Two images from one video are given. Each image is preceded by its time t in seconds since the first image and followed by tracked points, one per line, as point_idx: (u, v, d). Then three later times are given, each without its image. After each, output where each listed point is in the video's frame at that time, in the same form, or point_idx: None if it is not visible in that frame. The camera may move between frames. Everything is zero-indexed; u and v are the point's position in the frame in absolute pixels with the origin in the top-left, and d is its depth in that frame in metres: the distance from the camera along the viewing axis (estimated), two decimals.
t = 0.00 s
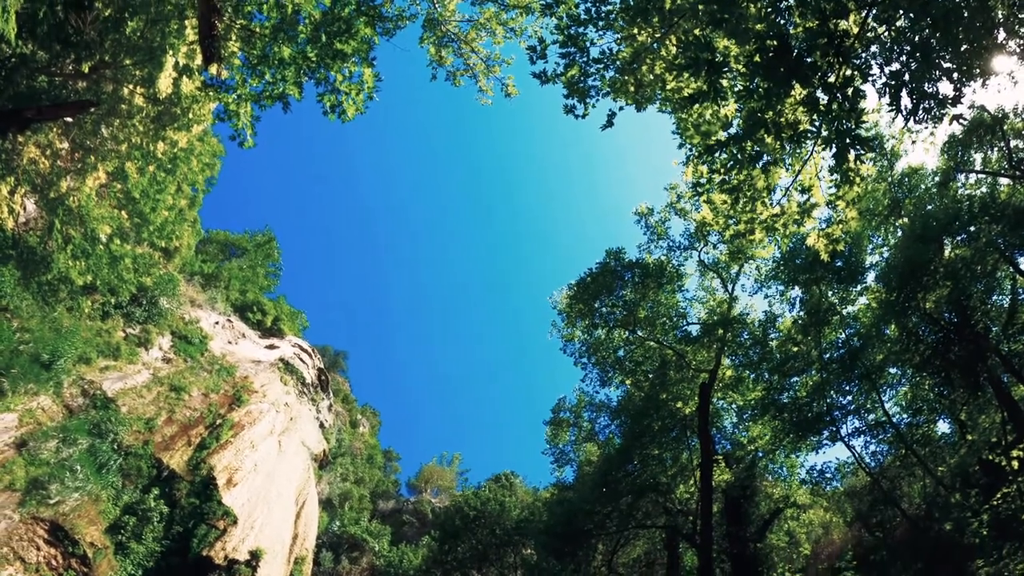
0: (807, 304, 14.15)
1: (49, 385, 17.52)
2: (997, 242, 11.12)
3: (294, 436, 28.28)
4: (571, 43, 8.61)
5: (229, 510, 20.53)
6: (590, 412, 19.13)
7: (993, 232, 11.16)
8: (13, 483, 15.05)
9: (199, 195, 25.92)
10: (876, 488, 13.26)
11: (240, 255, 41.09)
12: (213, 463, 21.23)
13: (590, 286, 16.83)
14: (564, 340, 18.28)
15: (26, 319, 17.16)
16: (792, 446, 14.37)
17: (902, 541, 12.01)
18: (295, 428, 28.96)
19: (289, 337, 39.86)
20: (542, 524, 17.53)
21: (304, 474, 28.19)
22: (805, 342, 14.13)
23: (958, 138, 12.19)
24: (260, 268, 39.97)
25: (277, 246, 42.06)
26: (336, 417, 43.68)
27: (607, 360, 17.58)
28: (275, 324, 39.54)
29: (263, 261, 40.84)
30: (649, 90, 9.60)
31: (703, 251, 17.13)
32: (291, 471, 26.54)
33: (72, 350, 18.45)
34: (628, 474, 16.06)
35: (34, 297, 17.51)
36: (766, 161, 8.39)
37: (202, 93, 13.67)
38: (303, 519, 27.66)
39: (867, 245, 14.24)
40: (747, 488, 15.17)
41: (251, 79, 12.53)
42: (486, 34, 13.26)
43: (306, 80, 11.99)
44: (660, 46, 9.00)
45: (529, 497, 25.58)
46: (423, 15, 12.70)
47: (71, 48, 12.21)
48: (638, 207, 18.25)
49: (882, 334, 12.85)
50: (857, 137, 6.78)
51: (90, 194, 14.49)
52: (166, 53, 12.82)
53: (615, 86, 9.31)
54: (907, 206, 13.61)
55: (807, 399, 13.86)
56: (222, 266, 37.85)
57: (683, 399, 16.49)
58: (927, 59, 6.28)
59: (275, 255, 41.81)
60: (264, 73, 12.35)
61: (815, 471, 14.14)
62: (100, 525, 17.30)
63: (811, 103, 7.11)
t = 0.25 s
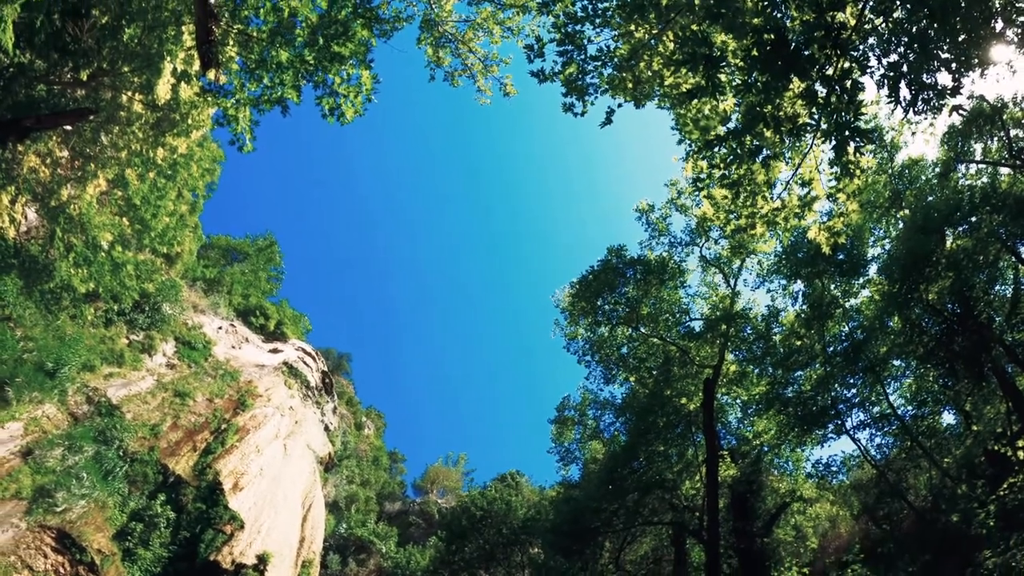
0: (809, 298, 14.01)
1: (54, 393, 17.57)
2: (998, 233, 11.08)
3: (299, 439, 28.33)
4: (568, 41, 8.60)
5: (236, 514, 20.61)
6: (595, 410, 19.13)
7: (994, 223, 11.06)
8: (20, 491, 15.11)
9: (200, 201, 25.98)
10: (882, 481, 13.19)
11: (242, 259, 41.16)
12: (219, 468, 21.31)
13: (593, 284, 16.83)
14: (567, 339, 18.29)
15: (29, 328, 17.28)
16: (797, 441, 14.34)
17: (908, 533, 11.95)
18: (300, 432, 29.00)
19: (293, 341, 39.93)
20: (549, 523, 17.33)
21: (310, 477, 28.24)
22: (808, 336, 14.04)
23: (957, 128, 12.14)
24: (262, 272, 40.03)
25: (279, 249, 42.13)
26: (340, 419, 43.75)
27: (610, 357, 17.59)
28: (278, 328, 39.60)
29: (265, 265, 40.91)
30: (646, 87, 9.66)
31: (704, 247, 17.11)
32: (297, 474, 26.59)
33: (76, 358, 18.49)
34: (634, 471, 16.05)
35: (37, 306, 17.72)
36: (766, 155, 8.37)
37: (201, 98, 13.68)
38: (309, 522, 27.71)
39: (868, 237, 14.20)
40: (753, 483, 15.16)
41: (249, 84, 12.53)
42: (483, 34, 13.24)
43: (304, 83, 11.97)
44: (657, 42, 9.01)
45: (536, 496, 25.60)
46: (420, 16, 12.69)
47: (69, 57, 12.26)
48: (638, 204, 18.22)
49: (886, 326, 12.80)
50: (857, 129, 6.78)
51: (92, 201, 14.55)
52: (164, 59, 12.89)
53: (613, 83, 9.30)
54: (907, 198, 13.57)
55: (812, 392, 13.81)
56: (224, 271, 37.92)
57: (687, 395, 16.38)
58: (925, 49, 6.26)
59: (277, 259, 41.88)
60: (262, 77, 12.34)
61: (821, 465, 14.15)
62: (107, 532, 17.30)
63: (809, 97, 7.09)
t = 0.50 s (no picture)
0: (812, 289, 13.94)
1: (60, 403, 17.64)
2: (999, 220, 11.11)
3: (306, 444, 28.37)
4: (564, 38, 8.56)
5: (244, 520, 20.67)
6: (600, 407, 19.12)
7: (995, 210, 11.11)
8: (28, 502, 15.22)
9: (201, 208, 26.04)
10: (889, 472, 13.16)
11: (244, 265, 41.19)
12: (227, 473, 21.37)
13: (595, 281, 16.81)
14: (571, 337, 18.27)
15: (34, 338, 16.99)
16: (803, 433, 14.30)
17: (917, 523, 11.90)
18: (307, 436, 29.04)
19: (297, 345, 39.97)
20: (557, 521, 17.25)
21: (317, 481, 28.28)
22: (813, 328, 14.00)
23: (957, 117, 12.07)
24: (264, 277, 40.09)
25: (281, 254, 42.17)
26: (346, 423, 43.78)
27: (614, 354, 17.58)
28: (282, 333, 39.65)
29: (267, 270, 40.95)
30: (645, 82, 9.61)
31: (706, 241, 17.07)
32: (304, 478, 26.62)
33: (81, 368, 18.54)
34: (641, 467, 16.06)
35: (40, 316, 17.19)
36: (766, 148, 8.34)
37: (199, 105, 13.70)
38: (318, 526, 27.76)
39: (870, 228, 14.14)
40: (760, 476, 15.21)
41: (247, 90, 12.56)
42: (480, 34, 13.22)
43: (301, 88, 11.96)
44: (654, 37, 8.97)
45: (544, 495, 25.59)
46: (415, 18, 12.66)
47: (67, 67, 12.38)
48: (639, 200, 18.16)
49: (889, 317, 12.77)
50: (856, 119, 6.75)
51: (93, 211, 14.50)
52: (162, 67, 12.94)
53: (611, 80, 9.25)
54: (908, 187, 13.52)
55: (817, 385, 13.76)
56: (226, 277, 37.99)
57: (692, 390, 16.43)
58: (922, 38, 6.23)
59: (279, 263, 41.91)
60: (259, 82, 12.35)
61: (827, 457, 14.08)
62: (116, 541, 17.36)
63: (807, 89, 7.06)
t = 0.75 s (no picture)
0: (814, 282, 13.99)
1: (65, 413, 17.69)
2: (1001, 208, 11.00)
3: (312, 447, 28.42)
4: (561, 36, 8.53)
5: (253, 525, 20.63)
6: (606, 404, 19.11)
7: (997, 198, 11.05)
8: (36, 512, 15.28)
9: (202, 214, 26.10)
10: (897, 463, 13.12)
11: (246, 271, 41.26)
12: (234, 479, 21.37)
13: (597, 279, 16.82)
14: (574, 335, 18.26)
15: (38, 349, 17.27)
16: (810, 426, 14.26)
17: (925, 514, 11.85)
18: (313, 440, 29.10)
19: (301, 350, 40.04)
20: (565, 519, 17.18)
21: (324, 485, 28.31)
22: (816, 321, 13.98)
23: (955, 106, 12.02)
24: (267, 282, 40.16)
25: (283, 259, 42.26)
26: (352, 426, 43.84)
27: (619, 351, 17.57)
28: (286, 337, 39.72)
29: (270, 275, 41.05)
30: (643, 78, 9.47)
31: (708, 236, 17.04)
32: (311, 482, 26.66)
33: (86, 377, 18.59)
34: (647, 463, 16.03)
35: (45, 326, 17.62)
36: (765, 140, 8.30)
37: (198, 112, 13.77)
38: (326, 529, 27.81)
39: (872, 219, 14.11)
40: (766, 470, 15.18)
41: (245, 95, 12.64)
42: (477, 34, 13.22)
43: (299, 92, 11.96)
44: (651, 33, 8.93)
45: (551, 493, 25.60)
46: (412, 19, 12.65)
47: (65, 77, 12.48)
48: (640, 196, 18.14)
49: (893, 308, 12.72)
50: (854, 110, 6.73)
51: (95, 220, 14.54)
52: (160, 76, 12.77)
53: (609, 77, 9.21)
54: (908, 177, 13.48)
55: (822, 377, 13.84)
56: (229, 283, 38.09)
57: (698, 385, 16.33)
58: (919, 27, 6.20)
59: (281, 268, 42.00)
60: (258, 87, 12.44)
61: (834, 449, 14.05)
62: (124, 549, 17.37)
63: (805, 81, 7.02)
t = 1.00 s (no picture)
0: (817, 273, 13.94)
1: (73, 424, 17.75)
2: (1002, 194, 11.03)
3: (320, 452, 28.49)
4: (557, 33, 8.51)
5: (262, 531, 20.80)
6: (612, 401, 19.09)
7: (998, 184, 11.06)
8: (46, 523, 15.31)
9: (203, 222, 26.18)
10: (904, 452, 13.06)
11: (249, 277, 41.36)
12: (242, 485, 21.46)
13: (600, 276, 16.80)
14: (579, 332, 18.24)
15: (43, 361, 17.35)
16: (817, 418, 14.19)
17: (934, 503, 11.81)
18: (320, 444, 29.16)
19: (306, 355, 40.11)
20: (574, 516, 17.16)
21: (333, 489, 28.36)
22: (820, 312, 13.95)
23: (953, 93, 11.97)
24: (270, 288, 40.25)
25: (286, 264, 42.37)
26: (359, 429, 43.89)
27: (624, 347, 17.56)
28: (290, 343, 39.80)
29: (273, 281, 41.16)
30: (640, 74, 9.50)
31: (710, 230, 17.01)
32: (319, 486, 26.72)
33: (92, 387, 18.66)
34: (655, 459, 16.01)
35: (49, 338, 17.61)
36: (764, 132, 8.26)
37: (197, 119, 13.77)
38: (335, 533, 27.91)
39: (874, 208, 14.06)
40: (774, 463, 15.32)
41: (243, 101, 12.64)
42: (473, 34, 13.20)
43: (297, 97, 11.96)
44: (647, 28, 8.94)
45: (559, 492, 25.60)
46: (408, 21, 12.63)
47: (62, 89, 12.50)
48: (641, 192, 18.12)
49: (897, 297, 12.66)
50: (852, 99, 6.71)
51: (97, 231, 14.54)
52: (156, 84, 12.90)
53: (606, 73, 9.22)
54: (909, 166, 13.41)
55: (828, 367, 13.79)
56: (233, 290, 38.18)
57: (704, 379, 16.38)
58: (916, 15, 6.16)
59: (284, 274, 42.10)
60: (255, 94, 12.43)
61: (842, 440, 14.03)
62: (135, 558, 17.42)
63: (802, 72, 6.99)
